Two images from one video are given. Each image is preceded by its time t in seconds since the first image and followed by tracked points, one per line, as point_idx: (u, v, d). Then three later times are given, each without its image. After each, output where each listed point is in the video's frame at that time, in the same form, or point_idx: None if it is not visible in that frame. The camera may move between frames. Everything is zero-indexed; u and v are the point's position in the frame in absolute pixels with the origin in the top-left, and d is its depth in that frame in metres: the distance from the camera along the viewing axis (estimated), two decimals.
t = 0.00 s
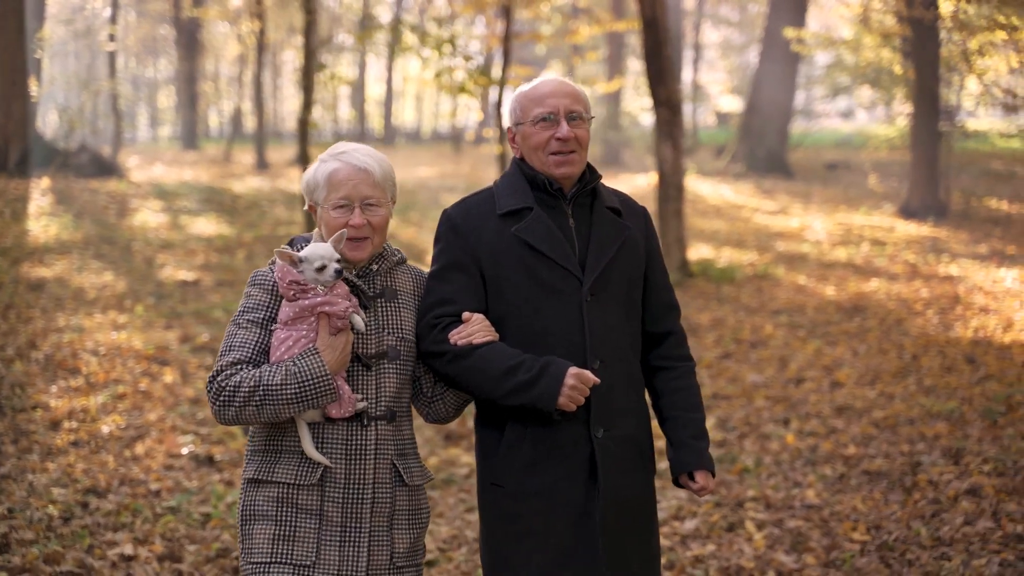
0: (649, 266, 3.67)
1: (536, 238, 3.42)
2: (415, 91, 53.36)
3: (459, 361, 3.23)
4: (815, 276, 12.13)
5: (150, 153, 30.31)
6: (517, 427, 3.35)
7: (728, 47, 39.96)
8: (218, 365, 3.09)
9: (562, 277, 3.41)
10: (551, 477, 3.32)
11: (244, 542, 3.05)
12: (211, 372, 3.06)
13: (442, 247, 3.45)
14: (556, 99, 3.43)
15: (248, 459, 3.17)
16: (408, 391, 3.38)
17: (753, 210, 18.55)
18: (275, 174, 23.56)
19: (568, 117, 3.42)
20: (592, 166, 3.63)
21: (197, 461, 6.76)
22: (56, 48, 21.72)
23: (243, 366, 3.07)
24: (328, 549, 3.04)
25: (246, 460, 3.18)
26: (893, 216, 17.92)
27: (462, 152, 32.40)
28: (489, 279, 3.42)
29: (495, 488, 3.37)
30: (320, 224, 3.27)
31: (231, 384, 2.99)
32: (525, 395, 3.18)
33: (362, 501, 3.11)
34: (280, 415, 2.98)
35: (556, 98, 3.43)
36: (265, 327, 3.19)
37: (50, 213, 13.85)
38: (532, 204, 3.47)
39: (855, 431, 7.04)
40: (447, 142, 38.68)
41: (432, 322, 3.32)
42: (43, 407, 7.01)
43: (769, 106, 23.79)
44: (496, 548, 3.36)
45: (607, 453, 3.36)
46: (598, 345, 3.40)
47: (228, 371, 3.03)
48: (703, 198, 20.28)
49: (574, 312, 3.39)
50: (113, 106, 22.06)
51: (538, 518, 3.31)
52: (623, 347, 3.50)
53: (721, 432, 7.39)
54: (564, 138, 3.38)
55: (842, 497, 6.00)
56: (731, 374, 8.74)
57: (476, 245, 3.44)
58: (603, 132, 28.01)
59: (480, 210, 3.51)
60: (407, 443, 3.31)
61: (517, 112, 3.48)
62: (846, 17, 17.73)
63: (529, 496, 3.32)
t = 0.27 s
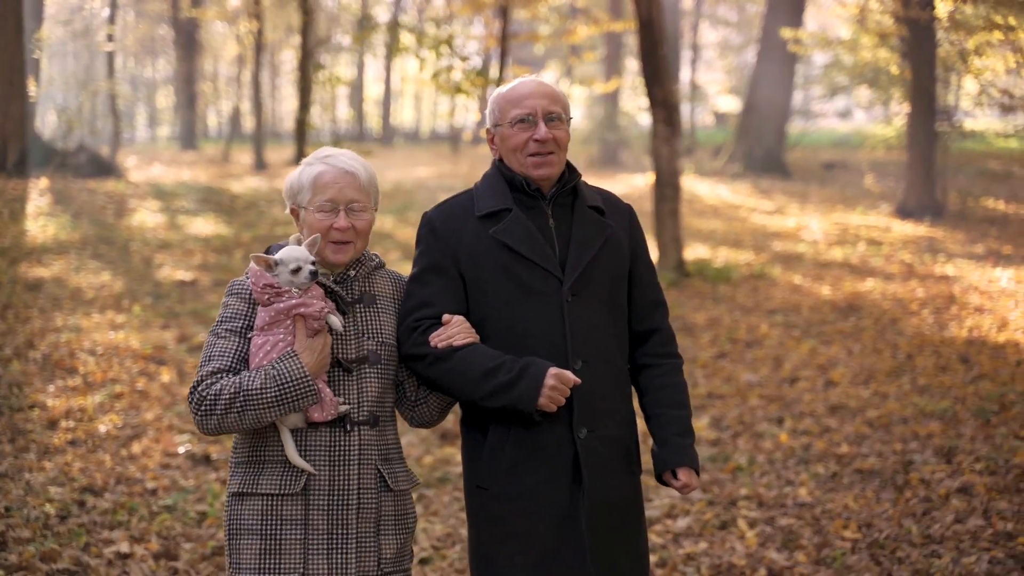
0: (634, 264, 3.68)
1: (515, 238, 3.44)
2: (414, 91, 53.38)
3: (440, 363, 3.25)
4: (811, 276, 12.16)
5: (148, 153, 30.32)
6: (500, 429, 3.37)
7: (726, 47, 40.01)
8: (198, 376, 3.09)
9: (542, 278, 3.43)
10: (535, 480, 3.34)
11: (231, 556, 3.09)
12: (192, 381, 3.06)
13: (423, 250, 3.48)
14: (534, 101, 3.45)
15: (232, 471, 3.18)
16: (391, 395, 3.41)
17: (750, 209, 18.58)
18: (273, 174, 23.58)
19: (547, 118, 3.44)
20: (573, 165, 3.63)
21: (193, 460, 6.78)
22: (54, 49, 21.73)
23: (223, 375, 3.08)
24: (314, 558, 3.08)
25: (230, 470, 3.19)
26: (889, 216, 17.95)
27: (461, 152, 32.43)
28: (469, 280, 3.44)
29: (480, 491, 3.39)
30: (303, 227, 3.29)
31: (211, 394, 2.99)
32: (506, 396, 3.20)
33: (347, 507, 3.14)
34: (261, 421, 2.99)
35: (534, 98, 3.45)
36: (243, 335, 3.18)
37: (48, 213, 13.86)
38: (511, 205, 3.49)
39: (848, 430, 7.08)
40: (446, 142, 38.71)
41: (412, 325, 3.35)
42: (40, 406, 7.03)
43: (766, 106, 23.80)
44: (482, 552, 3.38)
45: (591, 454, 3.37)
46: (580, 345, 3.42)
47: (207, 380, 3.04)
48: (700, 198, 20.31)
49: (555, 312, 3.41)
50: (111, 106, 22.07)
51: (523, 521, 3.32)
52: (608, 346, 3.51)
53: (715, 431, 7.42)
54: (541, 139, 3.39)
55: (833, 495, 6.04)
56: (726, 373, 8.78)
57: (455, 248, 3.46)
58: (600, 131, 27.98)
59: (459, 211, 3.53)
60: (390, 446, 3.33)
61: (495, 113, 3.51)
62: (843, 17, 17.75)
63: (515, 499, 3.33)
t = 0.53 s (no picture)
0: (618, 259, 3.70)
1: (498, 236, 3.46)
2: (413, 91, 53.38)
3: (426, 363, 3.27)
4: (807, 276, 12.19)
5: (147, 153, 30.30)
6: (486, 428, 3.39)
7: (725, 47, 40.05)
8: (180, 375, 3.13)
9: (525, 275, 3.44)
10: (522, 478, 3.36)
11: (214, 555, 3.11)
12: (174, 382, 3.10)
13: (406, 249, 3.50)
14: (515, 97, 3.48)
15: (215, 470, 3.21)
16: (376, 394, 3.42)
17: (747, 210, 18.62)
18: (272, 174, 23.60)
19: (529, 115, 3.47)
20: (554, 162, 3.67)
21: (190, 459, 6.80)
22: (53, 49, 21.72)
23: (205, 374, 3.12)
24: (296, 556, 3.09)
25: (214, 470, 3.22)
26: (887, 216, 17.98)
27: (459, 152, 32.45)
28: (452, 279, 3.45)
29: (469, 491, 3.42)
30: (288, 228, 3.32)
31: (192, 393, 3.03)
32: (491, 395, 3.21)
33: (329, 506, 3.15)
34: (242, 418, 3.01)
35: (515, 95, 3.48)
36: (225, 336, 3.22)
37: (47, 213, 13.88)
38: (493, 203, 3.51)
39: (842, 429, 7.11)
40: (445, 142, 38.74)
41: (398, 325, 3.36)
42: (38, 406, 7.06)
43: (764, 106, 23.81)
44: (471, 552, 3.41)
45: (577, 451, 3.39)
46: (564, 342, 3.43)
47: (189, 380, 3.08)
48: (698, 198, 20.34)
49: (539, 309, 3.43)
50: (110, 106, 22.07)
51: (511, 521, 3.35)
52: (593, 341, 3.52)
53: (709, 431, 7.46)
54: (523, 136, 3.41)
55: (827, 494, 6.08)
56: (721, 373, 8.81)
57: (438, 247, 3.47)
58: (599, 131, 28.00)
59: (442, 210, 3.55)
60: (375, 447, 3.34)
61: (476, 111, 3.54)
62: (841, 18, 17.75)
63: (502, 498, 3.35)
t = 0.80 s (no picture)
0: (609, 258, 3.73)
1: (490, 235, 3.48)
2: (412, 91, 53.39)
3: (423, 364, 3.29)
4: (805, 276, 12.22)
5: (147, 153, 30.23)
6: (479, 428, 3.39)
7: (725, 47, 40.07)
8: (171, 372, 3.15)
9: (518, 274, 3.47)
10: (514, 478, 3.37)
11: (201, 554, 3.12)
12: (165, 379, 3.12)
13: (398, 249, 3.50)
14: (508, 97, 3.49)
15: (204, 469, 3.23)
16: (367, 395, 3.44)
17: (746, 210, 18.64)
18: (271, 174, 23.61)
19: (521, 115, 3.49)
20: (546, 161, 3.69)
21: (189, 458, 6.83)
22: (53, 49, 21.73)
23: (196, 372, 3.14)
24: (282, 556, 3.10)
25: (202, 470, 3.24)
26: (885, 216, 18.01)
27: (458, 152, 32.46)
28: (446, 278, 3.46)
29: (462, 491, 3.40)
30: (274, 230, 3.34)
31: (183, 390, 3.05)
32: (491, 395, 3.22)
33: (316, 507, 3.16)
34: (232, 416, 3.04)
35: (508, 94, 3.50)
36: (217, 333, 3.25)
37: (46, 213, 13.89)
38: (485, 201, 3.53)
39: (838, 429, 7.14)
40: (444, 142, 38.77)
41: (394, 327, 3.36)
42: (38, 405, 7.09)
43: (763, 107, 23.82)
44: (464, 553, 3.41)
45: (569, 450, 3.42)
46: (557, 341, 3.46)
47: (180, 377, 3.09)
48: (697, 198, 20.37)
49: (533, 309, 3.45)
50: (110, 106, 22.08)
51: (504, 521, 3.35)
52: (584, 341, 3.56)
53: (706, 430, 7.48)
54: (516, 135, 3.44)
55: (821, 493, 6.11)
56: (718, 372, 8.83)
57: (431, 246, 3.49)
58: (598, 131, 28.02)
59: (434, 209, 3.56)
60: (363, 449, 3.36)
61: (469, 109, 3.55)
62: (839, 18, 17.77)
63: (497, 499, 3.36)
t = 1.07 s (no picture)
0: (608, 258, 3.76)
1: (490, 237, 3.49)
2: (411, 91, 53.41)
3: (424, 367, 3.31)
4: (803, 276, 12.24)
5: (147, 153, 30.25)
6: (480, 430, 3.41)
7: (724, 47, 40.10)
8: (171, 377, 3.17)
9: (518, 276, 3.48)
10: (514, 480, 3.40)
11: (198, 558, 3.14)
12: (166, 384, 3.15)
13: (397, 252, 3.52)
14: (509, 98, 3.48)
15: (201, 473, 3.24)
16: (366, 399, 3.46)
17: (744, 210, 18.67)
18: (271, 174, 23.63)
19: (522, 116, 3.48)
20: (545, 161, 3.70)
21: (188, 457, 6.85)
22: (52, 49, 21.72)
23: (197, 376, 3.16)
24: (279, 559, 3.12)
25: (199, 474, 3.25)
26: (883, 216, 18.05)
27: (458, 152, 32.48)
28: (446, 281, 3.48)
29: (462, 492, 3.43)
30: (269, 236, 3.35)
31: (184, 395, 3.07)
32: (491, 398, 3.24)
33: (314, 511, 3.18)
34: (234, 421, 3.06)
35: (509, 96, 3.49)
36: (218, 339, 3.27)
37: (46, 213, 13.90)
38: (485, 203, 3.54)
39: (834, 428, 7.17)
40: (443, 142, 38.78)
41: (394, 330, 3.39)
42: (38, 405, 7.11)
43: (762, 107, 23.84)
44: (465, 554, 3.43)
45: (569, 453, 3.44)
46: (557, 343, 3.48)
47: (181, 382, 3.12)
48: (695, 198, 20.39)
49: (533, 311, 3.47)
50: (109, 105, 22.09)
51: (505, 523, 3.38)
52: (585, 344, 3.58)
53: (703, 430, 7.51)
54: (516, 138, 3.44)
55: (817, 492, 6.14)
56: (716, 372, 8.86)
57: (431, 249, 3.50)
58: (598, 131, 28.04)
59: (434, 211, 3.57)
60: (362, 453, 3.38)
61: (469, 109, 3.54)
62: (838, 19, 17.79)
63: (497, 500, 3.38)
